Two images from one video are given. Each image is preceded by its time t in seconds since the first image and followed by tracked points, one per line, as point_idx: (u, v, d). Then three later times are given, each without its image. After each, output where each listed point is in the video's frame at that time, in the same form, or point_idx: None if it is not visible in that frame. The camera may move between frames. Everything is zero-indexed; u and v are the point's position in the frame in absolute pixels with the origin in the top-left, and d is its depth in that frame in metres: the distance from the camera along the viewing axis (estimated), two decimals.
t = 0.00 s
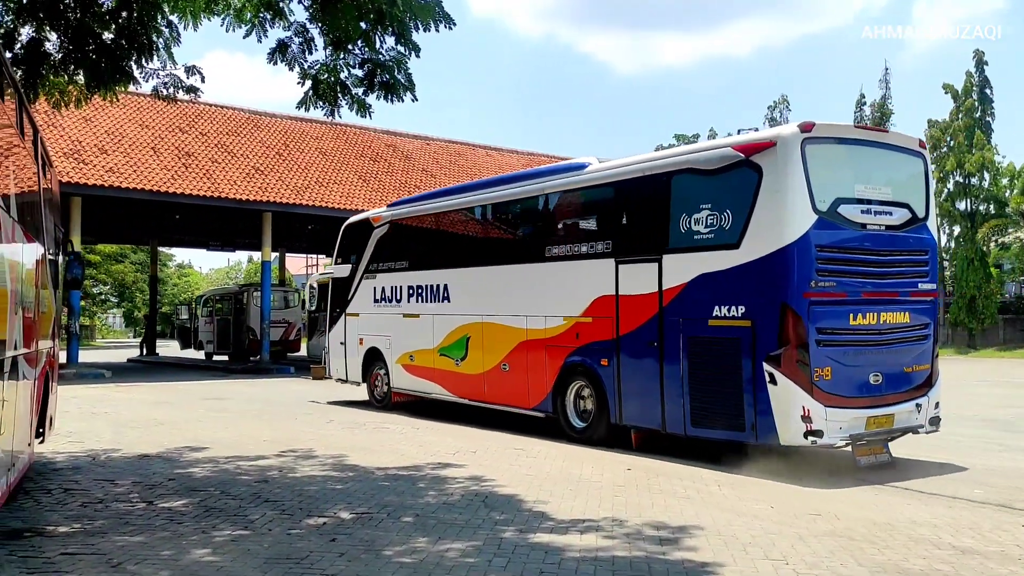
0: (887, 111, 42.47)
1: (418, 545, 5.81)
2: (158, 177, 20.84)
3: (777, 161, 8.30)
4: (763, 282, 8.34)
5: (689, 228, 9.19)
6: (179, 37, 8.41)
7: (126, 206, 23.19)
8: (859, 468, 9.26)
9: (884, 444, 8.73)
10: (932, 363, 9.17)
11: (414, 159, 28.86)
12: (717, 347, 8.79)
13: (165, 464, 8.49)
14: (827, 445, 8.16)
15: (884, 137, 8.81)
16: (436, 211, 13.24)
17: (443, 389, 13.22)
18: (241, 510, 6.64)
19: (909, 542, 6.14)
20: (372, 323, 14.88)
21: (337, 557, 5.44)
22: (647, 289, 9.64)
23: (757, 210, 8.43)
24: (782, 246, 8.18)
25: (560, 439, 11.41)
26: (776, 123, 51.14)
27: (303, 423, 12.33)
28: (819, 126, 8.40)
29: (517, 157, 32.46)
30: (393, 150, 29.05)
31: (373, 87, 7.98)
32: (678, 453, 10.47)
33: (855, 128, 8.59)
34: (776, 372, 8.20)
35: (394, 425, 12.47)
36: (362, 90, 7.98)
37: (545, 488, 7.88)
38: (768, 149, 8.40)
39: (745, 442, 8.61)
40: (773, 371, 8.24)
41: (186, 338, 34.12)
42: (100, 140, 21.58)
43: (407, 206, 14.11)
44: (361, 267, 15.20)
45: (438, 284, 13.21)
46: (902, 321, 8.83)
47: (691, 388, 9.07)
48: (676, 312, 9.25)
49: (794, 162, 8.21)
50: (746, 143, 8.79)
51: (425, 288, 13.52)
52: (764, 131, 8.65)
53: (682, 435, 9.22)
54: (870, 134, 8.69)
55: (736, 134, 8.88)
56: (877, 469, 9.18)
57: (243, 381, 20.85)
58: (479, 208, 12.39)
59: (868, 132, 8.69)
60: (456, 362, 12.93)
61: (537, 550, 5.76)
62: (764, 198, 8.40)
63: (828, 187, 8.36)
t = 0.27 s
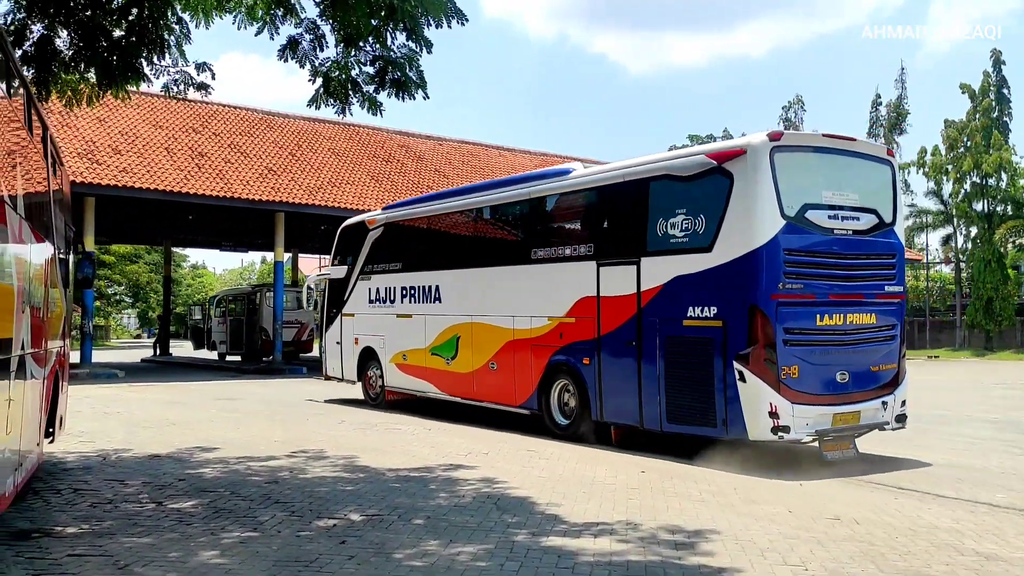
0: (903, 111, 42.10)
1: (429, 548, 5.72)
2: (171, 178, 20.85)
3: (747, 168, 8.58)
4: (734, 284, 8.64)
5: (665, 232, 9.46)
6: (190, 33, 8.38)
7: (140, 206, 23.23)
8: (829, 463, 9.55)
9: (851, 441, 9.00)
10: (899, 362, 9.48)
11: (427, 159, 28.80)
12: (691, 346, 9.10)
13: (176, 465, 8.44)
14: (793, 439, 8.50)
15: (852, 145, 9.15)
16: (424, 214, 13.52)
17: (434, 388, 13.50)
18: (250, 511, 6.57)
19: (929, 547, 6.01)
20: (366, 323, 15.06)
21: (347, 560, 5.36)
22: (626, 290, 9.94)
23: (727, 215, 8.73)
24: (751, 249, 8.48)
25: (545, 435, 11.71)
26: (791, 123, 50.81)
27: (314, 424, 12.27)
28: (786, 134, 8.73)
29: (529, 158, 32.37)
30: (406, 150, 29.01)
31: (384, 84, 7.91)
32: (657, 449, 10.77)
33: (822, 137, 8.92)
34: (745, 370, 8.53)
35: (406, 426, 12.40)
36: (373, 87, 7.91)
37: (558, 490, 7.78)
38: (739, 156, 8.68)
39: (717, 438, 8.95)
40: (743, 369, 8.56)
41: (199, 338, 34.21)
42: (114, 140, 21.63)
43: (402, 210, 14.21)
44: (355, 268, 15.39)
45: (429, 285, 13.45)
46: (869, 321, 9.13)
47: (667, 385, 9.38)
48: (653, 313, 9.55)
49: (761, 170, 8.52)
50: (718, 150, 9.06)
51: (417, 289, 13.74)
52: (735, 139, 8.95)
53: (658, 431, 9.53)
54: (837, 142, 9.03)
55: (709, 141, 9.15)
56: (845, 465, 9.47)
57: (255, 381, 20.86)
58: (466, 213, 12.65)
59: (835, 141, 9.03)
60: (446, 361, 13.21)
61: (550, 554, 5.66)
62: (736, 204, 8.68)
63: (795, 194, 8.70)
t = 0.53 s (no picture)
0: (913, 111, 41.90)
1: (437, 552, 5.62)
2: (180, 179, 20.83)
3: (715, 176, 8.97)
4: (702, 287, 9.03)
5: (639, 237, 9.84)
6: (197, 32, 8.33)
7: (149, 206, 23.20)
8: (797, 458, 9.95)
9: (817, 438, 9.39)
10: (865, 362, 9.84)
11: (435, 160, 28.75)
12: (662, 346, 9.50)
13: (182, 467, 8.37)
14: (758, 435, 8.89)
15: (818, 154, 9.54)
16: (413, 218, 13.89)
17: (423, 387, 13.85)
18: (256, 514, 6.49)
19: (946, 553, 5.89)
20: (358, 324, 15.42)
21: (353, 565, 5.27)
22: (602, 292, 10.33)
23: (697, 220, 9.12)
24: (719, 253, 8.86)
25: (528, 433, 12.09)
26: (800, 122, 50.66)
27: (321, 425, 12.20)
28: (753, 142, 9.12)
29: (537, 158, 32.30)
30: (414, 151, 28.96)
31: (391, 83, 7.82)
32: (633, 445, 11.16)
33: (789, 146, 9.31)
34: (712, 369, 8.92)
35: (413, 427, 12.33)
36: (380, 85, 7.82)
37: (567, 493, 7.68)
38: (708, 164, 9.07)
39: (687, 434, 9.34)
40: (710, 368, 8.95)
41: (208, 339, 34.29)
42: (122, 141, 21.62)
43: (392, 214, 14.58)
44: (348, 271, 15.72)
45: (419, 287, 13.83)
46: (834, 323, 9.51)
47: (640, 383, 9.77)
48: (627, 314, 9.94)
49: (728, 176, 8.90)
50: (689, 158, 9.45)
51: (407, 291, 14.12)
52: (705, 147, 9.34)
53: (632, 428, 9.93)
54: (803, 152, 9.41)
55: (681, 150, 9.54)
56: (811, 459, 9.86)
57: (263, 382, 20.82)
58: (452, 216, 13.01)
59: (803, 150, 9.41)
60: (434, 361, 13.56)
61: (560, 559, 5.55)
62: (705, 210, 9.07)
63: (763, 199, 9.06)
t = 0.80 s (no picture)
0: (921, 111, 41.77)
1: (442, 556, 5.56)
2: (186, 179, 20.84)
3: (682, 185, 9.38)
4: (671, 290, 9.45)
5: (612, 241, 10.25)
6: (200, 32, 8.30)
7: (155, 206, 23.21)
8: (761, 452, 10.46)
9: (778, 434, 9.96)
10: (827, 361, 10.31)
11: (440, 160, 28.72)
12: (634, 346, 9.93)
13: (186, 468, 8.33)
14: (723, 432, 9.35)
15: (782, 162, 9.98)
16: (399, 221, 14.27)
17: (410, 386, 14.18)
18: (260, 517, 6.44)
19: (958, 557, 5.81)
20: (348, 324, 15.71)
21: (357, 568, 5.21)
22: (578, 294, 10.76)
23: (665, 226, 9.53)
24: (685, 258, 9.28)
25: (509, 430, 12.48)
26: (807, 122, 50.53)
27: (327, 426, 12.16)
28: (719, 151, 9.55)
29: (543, 159, 32.26)
30: (419, 151, 28.92)
31: (396, 82, 7.77)
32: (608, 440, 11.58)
33: (755, 155, 9.74)
34: (679, 368, 9.36)
35: (419, 429, 12.28)
36: (385, 84, 7.76)
37: (573, 496, 7.61)
38: (676, 173, 9.47)
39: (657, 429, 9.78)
40: (677, 367, 9.39)
41: (213, 339, 34.32)
42: (128, 141, 21.65)
43: (381, 216, 14.89)
44: (337, 273, 16.05)
45: (406, 288, 14.14)
46: (797, 324, 9.97)
47: (614, 382, 10.20)
48: (602, 315, 10.36)
49: (695, 183, 9.31)
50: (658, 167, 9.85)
51: (395, 293, 14.42)
52: (674, 156, 9.75)
53: (606, 424, 10.36)
54: (769, 160, 9.85)
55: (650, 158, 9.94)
56: (774, 453, 10.36)
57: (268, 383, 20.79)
58: (436, 220, 13.40)
59: (768, 159, 9.86)
60: (420, 360, 13.91)
61: (566, 563, 5.49)
62: (673, 217, 9.49)
63: (730, 207, 9.49)
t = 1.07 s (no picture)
0: (939, 109, 41.40)
1: (455, 557, 5.54)
2: (201, 179, 20.94)
3: (660, 192, 9.76)
4: (649, 292, 9.84)
5: (594, 246, 10.67)
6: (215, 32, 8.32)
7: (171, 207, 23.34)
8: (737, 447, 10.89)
9: (754, 429, 10.38)
10: (802, 360, 10.71)
11: (455, 159, 28.71)
12: (615, 346, 10.34)
13: (200, 468, 8.36)
14: (700, 428, 9.78)
15: (758, 169, 10.35)
16: (394, 225, 14.67)
17: (406, 384, 14.56)
18: (273, 516, 6.45)
19: (975, 560, 5.73)
20: (348, 324, 16.08)
21: (370, 569, 5.20)
22: (564, 296, 11.16)
23: (643, 231, 9.94)
24: (661, 262, 9.68)
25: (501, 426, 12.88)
26: (823, 121, 50.20)
27: (341, 426, 12.18)
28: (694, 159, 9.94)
29: (557, 158, 32.21)
30: (434, 151, 28.94)
31: (409, 82, 7.76)
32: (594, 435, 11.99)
33: (730, 163, 10.11)
34: (656, 367, 9.76)
35: (433, 428, 12.28)
36: (398, 84, 7.76)
37: (587, 496, 7.58)
38: (653, 181, 9.86)
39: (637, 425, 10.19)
40: (654, 366, 9.79)
41: (229, 339, 34.53)
42: (144, 142, 21.79)
43: (379, 219, 15.28)
44: (337, 275, 16.43)
45: (402, 290, 14.53)
46: (771, 325, 10.37)
47: (597, 380, 10.61)
48: (586, 317, 10.76)
49: (670, 189, 9.70)
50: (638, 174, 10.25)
51: (392, 294, 14.78)
52: (652, 164, 10.14)
53: (590, 420, 10.77)
54: (743, 168, 10.22)
55: (631, 166, 10.32)
56: (749, 448, 10.77)
57: (283, 383, 20.87)
58: (431, 223, 13.83)
59: (743, 166, 10.22)
60: (416, 358, 14.28)
61: (580, 564, 5.45)
62: (650, 222, 9.89)
63: (704, 213, 9.87)
